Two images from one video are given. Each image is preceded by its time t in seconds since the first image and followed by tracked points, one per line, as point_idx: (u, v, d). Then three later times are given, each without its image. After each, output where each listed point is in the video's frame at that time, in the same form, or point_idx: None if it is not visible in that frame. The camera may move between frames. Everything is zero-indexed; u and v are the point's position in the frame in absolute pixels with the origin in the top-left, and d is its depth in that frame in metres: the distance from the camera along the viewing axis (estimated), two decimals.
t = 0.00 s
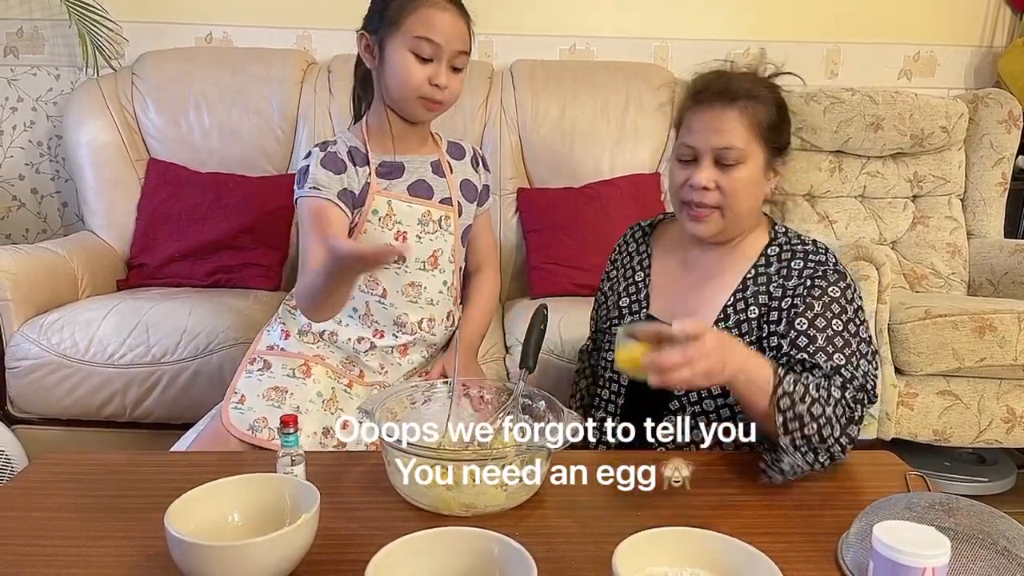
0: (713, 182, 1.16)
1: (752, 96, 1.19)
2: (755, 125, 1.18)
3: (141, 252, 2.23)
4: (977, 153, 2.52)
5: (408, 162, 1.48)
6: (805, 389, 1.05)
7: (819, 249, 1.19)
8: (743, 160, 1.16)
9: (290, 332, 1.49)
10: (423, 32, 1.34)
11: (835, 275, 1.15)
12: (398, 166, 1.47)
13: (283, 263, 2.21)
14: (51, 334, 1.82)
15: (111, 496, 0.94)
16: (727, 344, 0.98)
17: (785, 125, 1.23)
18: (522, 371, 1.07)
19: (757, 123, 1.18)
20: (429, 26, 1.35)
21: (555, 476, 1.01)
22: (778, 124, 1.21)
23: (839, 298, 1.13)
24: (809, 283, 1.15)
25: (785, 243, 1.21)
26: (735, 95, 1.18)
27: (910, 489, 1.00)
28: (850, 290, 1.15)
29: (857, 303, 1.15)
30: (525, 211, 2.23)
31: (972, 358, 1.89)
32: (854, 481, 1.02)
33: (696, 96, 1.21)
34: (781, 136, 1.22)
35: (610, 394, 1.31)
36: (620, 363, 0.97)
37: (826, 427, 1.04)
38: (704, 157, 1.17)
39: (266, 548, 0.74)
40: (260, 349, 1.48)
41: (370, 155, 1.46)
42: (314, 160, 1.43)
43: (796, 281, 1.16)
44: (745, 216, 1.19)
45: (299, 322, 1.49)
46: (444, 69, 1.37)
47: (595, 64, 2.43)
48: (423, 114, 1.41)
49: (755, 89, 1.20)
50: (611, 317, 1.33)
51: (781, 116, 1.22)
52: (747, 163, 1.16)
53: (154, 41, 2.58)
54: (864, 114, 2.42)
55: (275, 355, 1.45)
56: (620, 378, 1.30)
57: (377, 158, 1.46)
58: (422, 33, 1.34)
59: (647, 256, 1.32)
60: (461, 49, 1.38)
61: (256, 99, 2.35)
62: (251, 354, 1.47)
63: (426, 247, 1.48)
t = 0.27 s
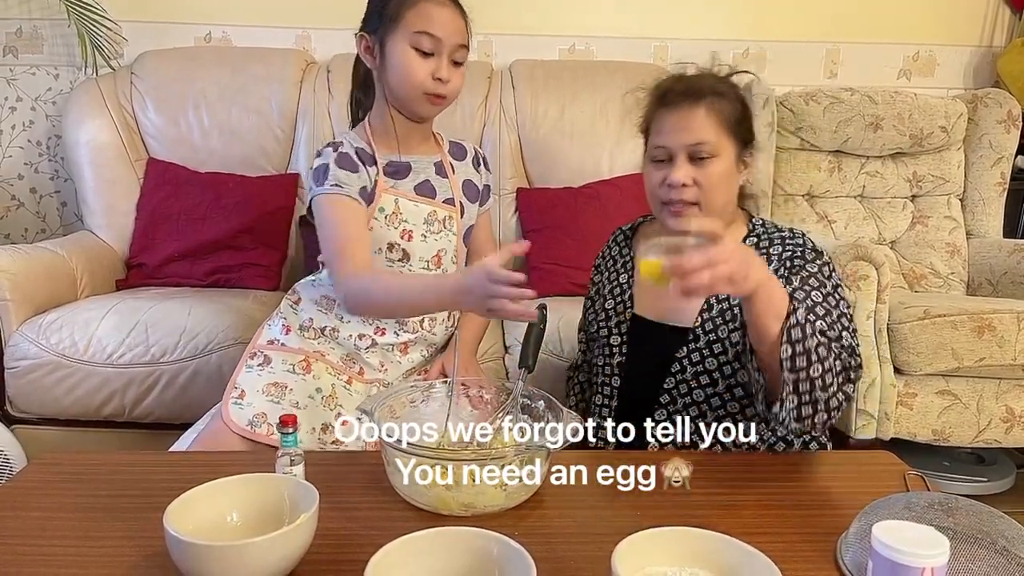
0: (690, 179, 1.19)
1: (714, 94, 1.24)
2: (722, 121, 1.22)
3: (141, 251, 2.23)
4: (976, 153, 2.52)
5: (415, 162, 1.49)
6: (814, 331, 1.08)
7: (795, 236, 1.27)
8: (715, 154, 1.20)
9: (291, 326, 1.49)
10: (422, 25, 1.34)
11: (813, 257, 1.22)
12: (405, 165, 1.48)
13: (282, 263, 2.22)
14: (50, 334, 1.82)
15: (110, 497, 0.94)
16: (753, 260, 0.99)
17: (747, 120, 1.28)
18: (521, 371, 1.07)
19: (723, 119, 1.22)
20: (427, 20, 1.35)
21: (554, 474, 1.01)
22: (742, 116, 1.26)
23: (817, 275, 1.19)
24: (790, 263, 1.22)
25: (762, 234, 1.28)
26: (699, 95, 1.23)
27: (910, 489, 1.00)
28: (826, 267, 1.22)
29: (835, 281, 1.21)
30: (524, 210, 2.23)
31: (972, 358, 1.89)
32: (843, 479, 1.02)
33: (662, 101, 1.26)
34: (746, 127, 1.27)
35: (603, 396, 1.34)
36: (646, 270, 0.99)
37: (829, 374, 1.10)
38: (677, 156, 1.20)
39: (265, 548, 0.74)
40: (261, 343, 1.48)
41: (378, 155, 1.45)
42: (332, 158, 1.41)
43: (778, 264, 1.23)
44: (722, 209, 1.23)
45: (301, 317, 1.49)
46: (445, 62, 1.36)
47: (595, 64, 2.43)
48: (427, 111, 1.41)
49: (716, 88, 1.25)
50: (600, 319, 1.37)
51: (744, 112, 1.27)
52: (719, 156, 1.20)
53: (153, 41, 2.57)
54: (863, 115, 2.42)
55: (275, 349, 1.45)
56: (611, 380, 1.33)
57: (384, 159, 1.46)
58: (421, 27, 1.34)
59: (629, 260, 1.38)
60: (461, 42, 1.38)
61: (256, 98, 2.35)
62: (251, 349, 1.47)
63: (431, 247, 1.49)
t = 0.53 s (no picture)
0: (661, 182, 1.22)
1: (671, 99, 1.28)
2: (681, 123, 1.26)
3: (142, 250, 2.22)
4: (975, 153, 2.52)
5: (428, 161, 1.50)
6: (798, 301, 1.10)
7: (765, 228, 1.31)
8: (681, 156, 1.24)
9: (296, 322, 1.49)
10: (418, 21, 1.35)
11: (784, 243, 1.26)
12: (418, 165, 1.48)
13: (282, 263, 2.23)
14: (50, 334, 1.82)
15: (111, 497, 0.94)
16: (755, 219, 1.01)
17: (705, 119, 1.32)
18: (521, 371, 1.07)
19: (683, 122, 1.26)
20: (423, 16, 1.35)
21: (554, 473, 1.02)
22: (701, 116, 1.30)
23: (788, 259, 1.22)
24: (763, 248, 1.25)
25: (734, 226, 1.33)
26: (656, 101, 1.27)
27: (909, 489, 1.00)
28: (797, 254, 1.24)
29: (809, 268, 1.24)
30: (524, 211, 2.22)
31: (971, 358, 1.89)
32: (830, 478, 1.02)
33: (621, 112, 1.29)
34: (706, 126, 1.31)
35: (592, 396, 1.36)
36: (651, 226, 0.96)
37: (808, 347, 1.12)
38: (644, 163, 1.24)
39: (266, 548, 0.74)
40: (265, 339, 1.48)
41: (390, 153, 1.45)
42: (353, 154, 1.41)
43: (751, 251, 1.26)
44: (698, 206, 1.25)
45: (307, 313, 1.49)
46: (445, 54, 1.37)
47: (594, 65, 2.43)
48: (432, 107, 1.41)
49: (672, 92, 1.29)
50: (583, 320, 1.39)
51: (699, 112, 1.31)
52: (685, 157, 1.24)
53: (153, 41, 2.58)
54: (862, 115, 2.42)
55: (280, 345, 1.45)
56: (599, 380, 1.35)
57: (395, 157, 1.46)
58: (418, 23, 1.35)
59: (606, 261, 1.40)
60: (458, 33, 1.38)
61: (255, 98, 2.35)
62: (257, 343, 1.47)
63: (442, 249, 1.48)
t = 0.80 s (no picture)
0: (640, 186, 1.23)
1: (644, 102, 1.28)
2: (657, 126, 1.26)
3: (141, 251, 2.22)
4: (976, 153, 2.52)
5: (427, 161, 1.49)
6: (771, 307, 1.12)
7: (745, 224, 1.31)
8: (659, 158, 1.24)
9: (296, 322, 1.49)
10: (421, 24, 1.35)
11: (765, 239, 1.26)
12: (419, 165, 1.48)
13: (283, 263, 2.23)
14: (50, 334, 1.82)
15: (111, 497, 0.94)
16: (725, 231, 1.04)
17: (680, 118, 1.32)
18: (522, 370, 1.07)
19: (659, 125, 1.26)
20: (427, 18, 1.35)
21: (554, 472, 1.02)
22: (676, 116, 1.30)
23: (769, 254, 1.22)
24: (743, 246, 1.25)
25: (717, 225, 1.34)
26: (630, 105, 1.27)
27: (909, 489, 1.00)
28: (778, 249, 1.24)
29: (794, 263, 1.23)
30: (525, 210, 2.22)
31: (971, 358, 1.89)
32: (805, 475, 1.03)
33: (598, 118, 1.30)
34: (682, 125, 1.31)
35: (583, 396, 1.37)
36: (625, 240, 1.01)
37: (784, 349, 1.13)
38: (622, 167, 1.25)
39: (266, 548, 0.74)
40: (266, 339, 1.48)
41: (390, 152, 1.45)
42: (351, 154, 1.42)
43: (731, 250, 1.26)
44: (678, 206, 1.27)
45: (307, 314, 1.50)
46: (447, 57, 1.37)
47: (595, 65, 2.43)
48: (434, 109, 1.41)
49: (645, 95, 1.29)
50: (575, 320, 1.41)
51: (673, 111, 1.31)
52: (662, 159, 1.24)
53: (153, 42, 2.58)
54: (862, 115, 2.42)
55: (280, 346, 1.45)
56: (590, 380, 1.36)
57: (396, 157, 1.46)
58: (421, 26, 1.35)
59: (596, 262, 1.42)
60: (460, 35, 1.38)
61: (256, 98, 2.35)
62: (257, 344, 1.47)
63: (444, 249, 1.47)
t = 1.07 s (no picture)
0: (633, 185, 1.23)
1: (639, 102, 1.28)
2: (652, 126, 1.26)
3: (140, 252, 2.22)
4: (976, 153, 2.52)
5: (418, 162, 1.50)
6: (748, 314, 1.12)
7: (738, 224, 1.31)
8: (652, 158, 1.24)
9: (290, 325, 1.49)
10: (415, 30, 1.34)
11: (757, 240, 1.27)
12: (408, 165, 1.49)
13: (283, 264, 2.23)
14: (50, 335, 1.82)
15: (111, 497, 0.94)
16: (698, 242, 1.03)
17: (676, 120, 1.31)
18: (522, 371, 1.07)
19: (653, 124, 1.26)
20: (422, 23, 1.35)
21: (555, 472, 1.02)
22: (671, 116, 1.30)
23: (760, 257, 1.24)
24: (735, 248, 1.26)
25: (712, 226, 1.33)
26: (626, 104, 1.27)
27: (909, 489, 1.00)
28: (769, 250, 1.25)
29: (785, 266, 1.25)
30: (525, 211, 2.22)
31: (972, 358, 1.88)
32: (802, 467, 1.05)
33: (595, 116, 1.30)
34: (677, 126, 1.30)
35: (579, 396, 1.39)
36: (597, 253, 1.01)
37: (766, 353, 1.14)
38: (616, 164, 1.25)
39: (266, 549, 0.74)
40: (260, 342, 1.47)
41: (380, 151, 1.47)
42: (335, 154, 1.44)
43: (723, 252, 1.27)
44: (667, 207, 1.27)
45: (301, 317, 1.50)
46: (440, 63, 1.37)
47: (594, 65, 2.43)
48: (427, 111, 1.41)
49: (639, 95, 1.29)
50: (571, 320, 1.44)
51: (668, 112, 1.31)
52: (655, 158, 1.24)
53: (152, 42, 2.58)
54: (862, 115, 2.42)
55: (273, 347, 1.45)
56: (586, 378, 1.38)
57: (386, 157, 1.47)
58: (415, 32, 1.34)
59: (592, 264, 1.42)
60: (454, 42, 1.37)
61: (255, 99, 2.35)
62: (250, 346, 1.47)
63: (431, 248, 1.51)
